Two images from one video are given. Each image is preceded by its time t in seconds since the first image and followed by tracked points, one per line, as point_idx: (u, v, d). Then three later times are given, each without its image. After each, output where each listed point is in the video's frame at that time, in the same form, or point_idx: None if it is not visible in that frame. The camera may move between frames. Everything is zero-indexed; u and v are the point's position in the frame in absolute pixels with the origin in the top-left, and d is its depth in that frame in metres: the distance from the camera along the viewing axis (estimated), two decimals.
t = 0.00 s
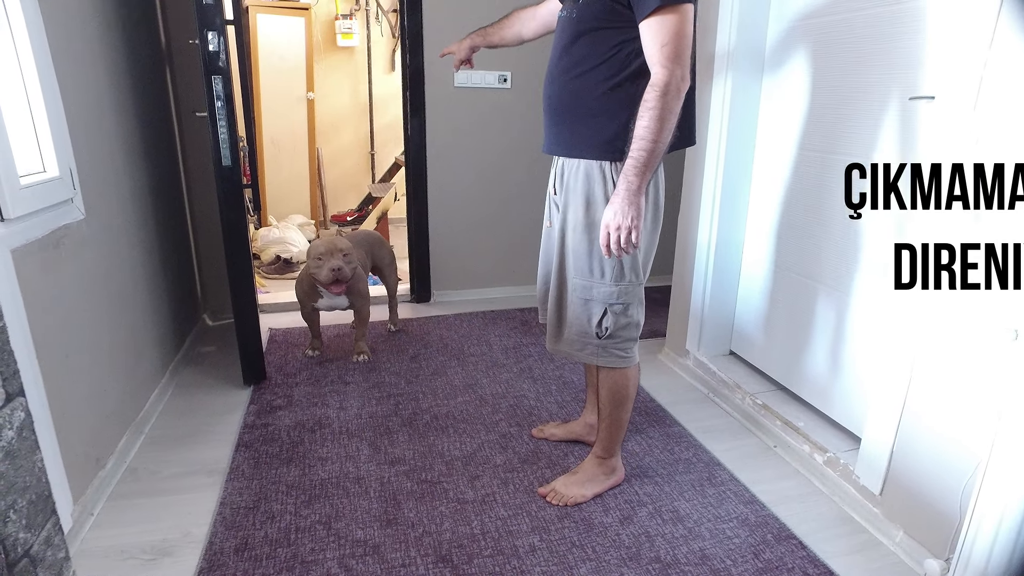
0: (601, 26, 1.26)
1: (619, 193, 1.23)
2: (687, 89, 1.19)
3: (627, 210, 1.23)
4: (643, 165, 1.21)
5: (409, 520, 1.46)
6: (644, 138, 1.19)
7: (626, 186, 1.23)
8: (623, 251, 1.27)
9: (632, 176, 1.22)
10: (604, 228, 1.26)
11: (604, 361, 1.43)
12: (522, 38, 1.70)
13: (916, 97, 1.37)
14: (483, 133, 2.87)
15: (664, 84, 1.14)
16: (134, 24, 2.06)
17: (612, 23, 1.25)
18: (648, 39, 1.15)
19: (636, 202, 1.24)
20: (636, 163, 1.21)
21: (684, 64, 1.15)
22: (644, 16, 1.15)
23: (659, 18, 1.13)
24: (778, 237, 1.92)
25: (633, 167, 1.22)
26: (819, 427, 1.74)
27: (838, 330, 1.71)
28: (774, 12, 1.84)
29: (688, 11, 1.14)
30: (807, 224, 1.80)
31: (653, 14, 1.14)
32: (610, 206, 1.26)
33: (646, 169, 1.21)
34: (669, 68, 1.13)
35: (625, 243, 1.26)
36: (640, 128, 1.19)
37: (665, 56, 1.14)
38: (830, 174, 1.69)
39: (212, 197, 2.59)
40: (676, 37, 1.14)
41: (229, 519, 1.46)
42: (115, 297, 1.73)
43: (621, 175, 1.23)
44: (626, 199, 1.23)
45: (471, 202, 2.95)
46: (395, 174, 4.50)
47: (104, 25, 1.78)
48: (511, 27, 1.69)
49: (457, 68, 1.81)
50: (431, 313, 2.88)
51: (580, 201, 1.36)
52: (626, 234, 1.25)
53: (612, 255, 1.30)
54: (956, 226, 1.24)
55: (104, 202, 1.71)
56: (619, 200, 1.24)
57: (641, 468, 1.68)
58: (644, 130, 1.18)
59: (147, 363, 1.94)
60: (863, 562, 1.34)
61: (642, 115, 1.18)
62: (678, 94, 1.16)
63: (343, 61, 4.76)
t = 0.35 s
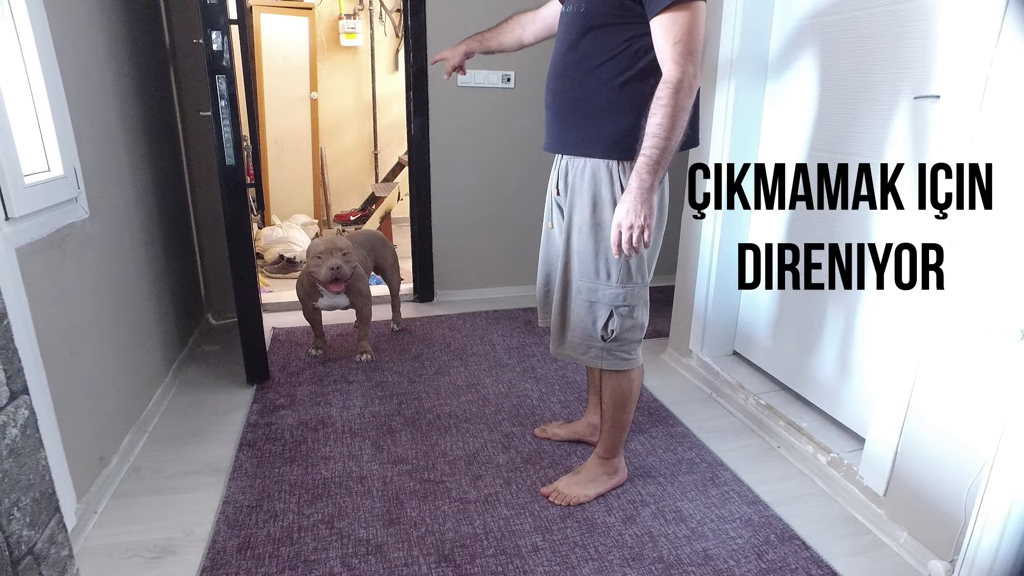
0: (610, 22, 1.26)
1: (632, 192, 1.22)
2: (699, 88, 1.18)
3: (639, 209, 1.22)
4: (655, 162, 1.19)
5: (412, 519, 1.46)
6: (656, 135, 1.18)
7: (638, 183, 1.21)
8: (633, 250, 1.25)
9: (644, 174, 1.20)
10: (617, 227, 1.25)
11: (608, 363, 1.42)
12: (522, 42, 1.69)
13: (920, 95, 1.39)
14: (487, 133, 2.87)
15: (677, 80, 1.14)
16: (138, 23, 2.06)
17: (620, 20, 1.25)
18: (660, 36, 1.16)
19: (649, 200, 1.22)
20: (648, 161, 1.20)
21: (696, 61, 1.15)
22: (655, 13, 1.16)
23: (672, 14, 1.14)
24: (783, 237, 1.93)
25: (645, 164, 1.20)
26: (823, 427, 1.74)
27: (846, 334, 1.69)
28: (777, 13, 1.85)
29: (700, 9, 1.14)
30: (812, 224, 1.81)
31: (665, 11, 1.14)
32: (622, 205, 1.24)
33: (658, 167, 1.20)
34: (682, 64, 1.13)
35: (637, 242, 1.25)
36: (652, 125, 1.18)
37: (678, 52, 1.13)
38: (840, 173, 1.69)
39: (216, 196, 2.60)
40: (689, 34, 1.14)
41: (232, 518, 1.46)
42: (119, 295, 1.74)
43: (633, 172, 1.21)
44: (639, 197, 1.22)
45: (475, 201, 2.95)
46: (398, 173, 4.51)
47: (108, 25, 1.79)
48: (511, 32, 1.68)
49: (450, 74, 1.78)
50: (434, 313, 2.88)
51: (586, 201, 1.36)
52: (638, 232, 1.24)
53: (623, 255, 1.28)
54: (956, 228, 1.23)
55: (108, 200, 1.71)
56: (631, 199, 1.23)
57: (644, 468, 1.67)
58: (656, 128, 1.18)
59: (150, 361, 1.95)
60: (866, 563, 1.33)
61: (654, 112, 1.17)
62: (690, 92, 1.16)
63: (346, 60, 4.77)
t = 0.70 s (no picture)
0: (617, 23, 1.26)
1: (638, 197, 1.22)
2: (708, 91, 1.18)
3: (646, 213, 1.22)
4: (662, 167, 1.19)
5: (414, 520, 1.46)
6: (664, 139, 1.17)
7: (645, 187, 1.21)
8: (639, 255, 1.26)
9: (651, 178, 1.20)
10: (622, 232, 1.25)
11: (611, 368, 1.42)
12: (524, 44, 1.69)
13: (923, 97, 1.41)
14: (490, 133, 2.87)
15: (685, 84, 1.13)
16: (142, 25, 2.07)
17: (628, 20, 1.25)
18: (669, 37, 1.15)
19: (655, 205, 1.22)
20: (654, 164, 1.20)
21: (706, 64, 1.14)
22: (664, 14, 1.15)
23: (682, 15, 1.13)
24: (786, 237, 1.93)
25: (652, 168, 1.20)
26: (826, 429, 1.74)
27: (854, 340, 1.68)
28: (780, 15, 1.85)
29: (710, 10, 1.14)
30: (814, 225, 1.81)
31: (675, 12, 1.14)
32: (628, 209, 1.24)
33: (665, 170, 1.20)
34: (690, 67, 1.13)
35: (642, 247, 1.25)
36: (659, 129, 1.17)
37: (687, 55, 1.13)
38: (841, 173, 1.70)
39: (219, 197, 2.60)
40: (698, 37, 1.13)
41: (235, 518, 1.46)
42: (122, 296, 1.74)
43: (641, 176, 1.21)
44: (644, 201, 1.21)
45: (477, 202, 2.95)
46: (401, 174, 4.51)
47: (112, 26, 1.79)
48: (515, 35, 1.68)
49: (444, 77, 1.77)
50: (437, 313, 2.88)
51: (589, 205, 1.36)
52: (644, 237, 1.24)
53: (627, 260, 1.29)
54: (956, 226, 1.23)
55: (112, 201, 1.71)
56: (637, 203, 1.22)
57: (646, 469, 1.67)
58: (663, 131, 1.17)
59: (154, 362, 1.95)
60: (869, 565, 1.33)
61: (661, 114, 1.17)
62: (699, 95, 1.15)
63: (349, 61, 4.78)
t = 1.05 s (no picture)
0: (623, 23, 1.25)
1: (643, 204, 1.22)
2: (715, 94, 1.17)
3: (650, 221, 1.22)
4: (667, 173, 1.19)
5: (416, 520, 1.46)
6: (669, 144, 1.17)
7: (650, 195, 1.21)
8: (644, 263, 1.26)
9: (656, 185, 1.20)
10: (627, 240, 1.25)
11: (614, 371, 1.42)
12: (533, 42, 1.69)
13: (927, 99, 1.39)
14: (493, 133, 2.87)
15: (692, 88, 1.13)
16: (145, 25, 2.07)
17: (634, 20, 1.24)
18: (676, 38, 1.14)
19: (660, 212, 1.22)
20: (660, 171, 1.19)
21: (713, 67, 1.13)
22: (672, 14, 1.14)
23: (689, 16, 1.12)
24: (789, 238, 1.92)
25: (657, 174, 1.20)
26: (829, 430, 1.74)
27: (862, 343, 1.66)
28: (784, 13, 1.84)
29: (718, 11, 1.12)
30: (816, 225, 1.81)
31: (683, 12, 1.12)
32: (633, 217, 1.24)
33: (670, 176, 1.19)
34: (697, 71, 1.12)
35: (647, 255, 1.25)
36: (665, 134, 1.17)
37: (694, 58, 1.12)
38: (841, 173, 1.70)
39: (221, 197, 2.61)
40: (705, 40, 1.12)
41: (236, 518, 1.46)
42: (124, 296, 1.74)
43: (646, 183, 1.21)
44: (650, 209, 1.22)
45: (480, 202, 2.95)
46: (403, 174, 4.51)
47: (115, 26, 1.79)
48: (524, 32, 1.68)
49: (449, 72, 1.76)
50: (439, 313, 2.88)
51: (592, 208, 1.36)
52: (649, 245, 1.24)
53: (634, 268, 1.29)
54: (961, 230, 1.22)
55: (114, 201, 1.72)
56: (642, 211, 1.23)
57: (648, 470, 1.67)
58: (669, 136, 1.16)
59: (156, 361, 1.95)
60: (872, 567, 1.32)
61: (667, 117, 1.16)
62: (705, 98, 1.15)
63: (351, 61, 4.79)
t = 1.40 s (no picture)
0: (624, 25, 1.25)
1: (640, 205, 1.22)
2: (716, 96, 1.17)
3: (646, 223, 1.22)
4: (666, 175, 1.19)
5: (417, 521, 1.46)
6: (668, 146, 1.17)
7: (647, 197, 1.21)
8: (639, 266, 1.25)
9: (653, 187, 1.20)
10: (623, 243, 1.25)
11: (615, 373, 1.41)
12: (546, 46, 1.69)
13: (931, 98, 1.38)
14: (494, 134, 2.87)
15: (691, 90, 1.13)
16: (147, 26, 2.07)
17: (635, 22, 1.24)
18: (678, 39, 1.13)
19: (657, 215, 1.22)
20: (658, 173, 1.19)
21: (713, 70, 1.13)
22: (674, 15, 1.13)
23: (692, 17, 1.11)
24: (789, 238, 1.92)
25: (654, 176, 1.20)
26: (831, 432, 1.73)
27: (864, 345, 1.66)
28: (787, 13, 1.84)
29: (721, 13, 1.12)
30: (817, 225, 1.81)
31: (684, 13, 1.12)
32: (630, 218, 1.24)
33: (668, 178, 1.19)
34: (698, 73, 1.12)
35: (642, 258, 1.24)
36: (664, 136, 1.17)
37: (695, 60, 1.12)
38: (841, 174, 1.70)
39: (223, 198, 2.61)
40: (706, 42, 1.12)
41: (238, 518, 1.46)
42: (126, 296, 1.75)
43: (643, 185, 1.21)
44: (647, 211, 1.21)
45: (481, 203, 2.95)
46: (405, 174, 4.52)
47: (117, 27, 1.80)
48: (535, 37, 1.68)
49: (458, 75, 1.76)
50: (440, 314, 2.88)
51: (593, 209, 1.36)
52: (643, 247, 1.23)
53: (628, 269, 1.28)
54: (961, 230, 1.22)
55: (116, 201, 1.72)
56: (638, 212, 1.22)
57: (649, 471, 1.67)
58: (668, 138, 1.16)
59: (157, 361, 1.96)
60: (874, 568, 1.32)
61: (667, 119, 1.16)
62: (705, 100, 1.14)
63: (353, 61, 4.80)
